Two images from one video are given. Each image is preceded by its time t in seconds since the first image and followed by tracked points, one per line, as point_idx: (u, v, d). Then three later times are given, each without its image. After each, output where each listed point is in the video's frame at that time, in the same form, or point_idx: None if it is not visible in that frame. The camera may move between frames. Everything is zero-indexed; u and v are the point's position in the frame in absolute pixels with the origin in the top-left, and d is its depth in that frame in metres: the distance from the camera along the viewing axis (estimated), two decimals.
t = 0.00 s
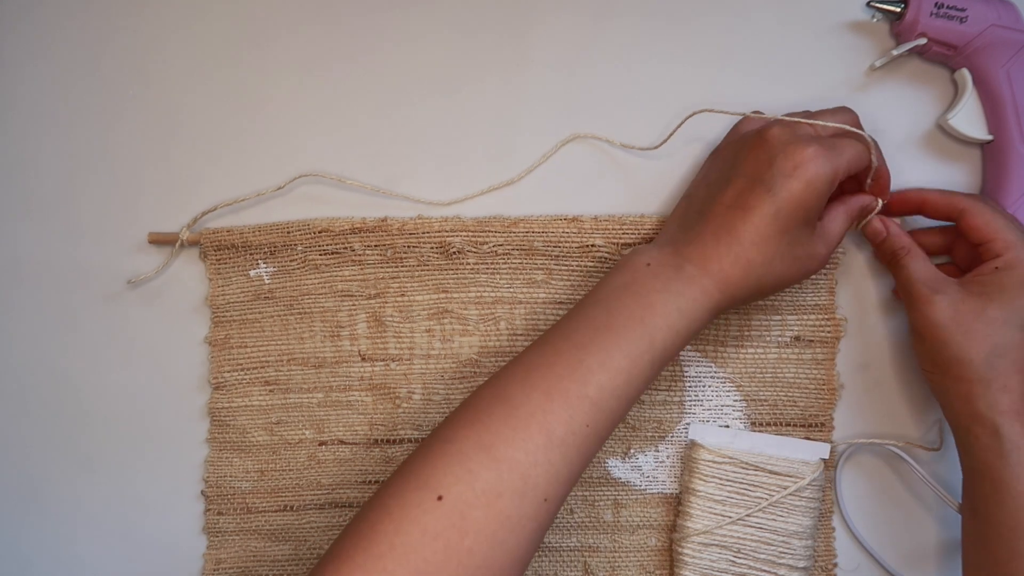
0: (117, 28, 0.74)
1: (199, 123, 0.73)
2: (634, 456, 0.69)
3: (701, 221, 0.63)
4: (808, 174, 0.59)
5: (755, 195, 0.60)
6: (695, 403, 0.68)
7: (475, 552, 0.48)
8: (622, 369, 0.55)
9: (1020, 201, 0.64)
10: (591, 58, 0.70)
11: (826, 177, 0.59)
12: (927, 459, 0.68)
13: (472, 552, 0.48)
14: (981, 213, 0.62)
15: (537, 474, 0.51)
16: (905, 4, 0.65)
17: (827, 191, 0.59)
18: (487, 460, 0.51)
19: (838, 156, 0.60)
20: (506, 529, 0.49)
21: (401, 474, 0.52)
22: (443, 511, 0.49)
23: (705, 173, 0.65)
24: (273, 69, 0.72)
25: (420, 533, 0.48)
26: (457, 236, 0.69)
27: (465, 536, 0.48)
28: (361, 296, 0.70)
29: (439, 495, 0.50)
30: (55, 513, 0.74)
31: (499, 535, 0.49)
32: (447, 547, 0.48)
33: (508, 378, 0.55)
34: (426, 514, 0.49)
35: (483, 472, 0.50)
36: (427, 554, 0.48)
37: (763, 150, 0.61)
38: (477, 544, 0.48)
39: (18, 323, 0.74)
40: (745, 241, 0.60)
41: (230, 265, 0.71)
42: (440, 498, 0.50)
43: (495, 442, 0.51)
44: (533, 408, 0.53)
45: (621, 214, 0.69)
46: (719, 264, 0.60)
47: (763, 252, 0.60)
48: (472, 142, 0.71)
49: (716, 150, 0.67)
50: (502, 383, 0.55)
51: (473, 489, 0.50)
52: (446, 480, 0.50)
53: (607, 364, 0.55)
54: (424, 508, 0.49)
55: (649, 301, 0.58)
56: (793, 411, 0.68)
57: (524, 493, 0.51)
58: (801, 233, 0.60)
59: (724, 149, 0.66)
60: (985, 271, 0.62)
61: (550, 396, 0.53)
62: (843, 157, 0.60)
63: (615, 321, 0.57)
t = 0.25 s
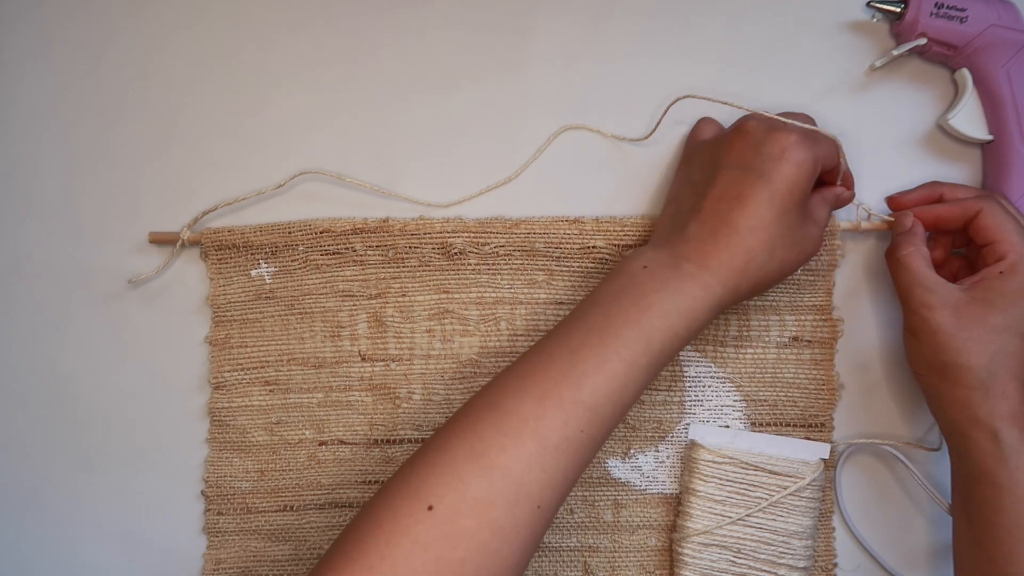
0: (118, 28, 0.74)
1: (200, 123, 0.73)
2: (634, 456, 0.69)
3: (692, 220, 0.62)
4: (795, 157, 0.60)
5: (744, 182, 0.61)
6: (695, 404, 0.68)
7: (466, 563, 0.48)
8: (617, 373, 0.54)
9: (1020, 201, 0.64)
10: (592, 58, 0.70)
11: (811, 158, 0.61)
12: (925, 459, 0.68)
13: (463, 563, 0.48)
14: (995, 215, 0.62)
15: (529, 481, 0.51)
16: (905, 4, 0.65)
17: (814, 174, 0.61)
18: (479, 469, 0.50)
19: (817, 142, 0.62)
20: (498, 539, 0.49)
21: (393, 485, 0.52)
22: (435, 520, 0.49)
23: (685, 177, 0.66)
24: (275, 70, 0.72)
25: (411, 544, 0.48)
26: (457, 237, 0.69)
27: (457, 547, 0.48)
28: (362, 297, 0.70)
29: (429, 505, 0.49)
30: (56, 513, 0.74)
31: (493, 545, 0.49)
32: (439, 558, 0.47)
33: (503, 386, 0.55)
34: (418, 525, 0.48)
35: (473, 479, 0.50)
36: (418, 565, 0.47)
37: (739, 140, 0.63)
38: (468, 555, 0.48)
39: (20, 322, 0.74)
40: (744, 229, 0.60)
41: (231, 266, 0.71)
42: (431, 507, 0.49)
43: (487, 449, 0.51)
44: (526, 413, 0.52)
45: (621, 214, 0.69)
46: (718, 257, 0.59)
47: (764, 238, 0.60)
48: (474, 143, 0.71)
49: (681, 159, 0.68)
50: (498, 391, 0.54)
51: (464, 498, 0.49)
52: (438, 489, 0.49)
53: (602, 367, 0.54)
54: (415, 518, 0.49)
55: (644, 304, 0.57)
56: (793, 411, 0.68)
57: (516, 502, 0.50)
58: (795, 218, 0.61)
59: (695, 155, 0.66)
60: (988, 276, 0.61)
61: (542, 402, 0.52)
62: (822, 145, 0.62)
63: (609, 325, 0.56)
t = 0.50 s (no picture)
0: (116, 28, 0.74)
1: (199, 124, 0.73)
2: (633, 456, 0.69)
3: (741, 221, 0.63)
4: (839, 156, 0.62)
5: (786, 182, 0.62)
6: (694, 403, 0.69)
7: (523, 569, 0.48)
8: (682, 379, 0.55)
9: (1019, 201, 0.64)
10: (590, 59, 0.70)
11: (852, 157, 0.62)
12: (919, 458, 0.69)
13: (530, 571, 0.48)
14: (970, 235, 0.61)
15: (597, 488, 0.51)
16: (905, 4, 0.66)
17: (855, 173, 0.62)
18: (545, 474, 0.51)
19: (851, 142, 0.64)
20: (561, 549, 0.49)
21: (449, 492, 0.52)
22: (501, 528, 0.49)
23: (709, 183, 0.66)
24: (273, 72, 0.72)
25: (475, 552, 0.48)
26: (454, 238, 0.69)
27: (524, 555, 0.49)
28: (359, 297, 0.70)
29: (496, 511, 0.49)
30: (55, 513, 0.74)
31: (556, 554, 0.49)
32: (503, 565, 0.48)
33: (545, 403, 0.55)
34: (484, 532, 0.49)
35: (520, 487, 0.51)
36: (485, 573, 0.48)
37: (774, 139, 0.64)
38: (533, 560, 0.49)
39: (18, 322, 0.74)
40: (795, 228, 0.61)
41: (225, 270, 0.71)
42: (497, 513, 0.49)
43: (552, 457, 0.51)
44: (592, 419, 0.53)
45: (617, 214, 0.69)
46: (769, 259, 0.60)
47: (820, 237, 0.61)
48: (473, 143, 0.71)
49: (702, 166, 0.69)
50: (562, 394, 0.55)
51: (531, 505, 0.50)
52: (503, 495, 0.50)
53: (665, 374, 0.55)
54: (478, 526, 0.49)
55: (706, 311, 0.58)
56: (791, 410, 0.68)
57: (583, 509, 0.51)
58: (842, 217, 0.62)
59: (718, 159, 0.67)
60: (951, 292, 0.62)
61: (606, 408, 0.53)
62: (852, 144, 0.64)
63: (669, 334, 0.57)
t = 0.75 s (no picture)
0: (115, 27, 0.74)
1: (198, 123, 0.73)
2: (634, 456, 0.69)
3: (708, 228, 0.61)
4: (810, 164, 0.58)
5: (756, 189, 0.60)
6: (695, 403, 0.68)
7: None
8: (631, 387, 0.54)
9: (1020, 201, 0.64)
10: (589, 58, 0.70)
11: (827, 165, 0.59)
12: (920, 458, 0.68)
13: None
14: (983, 210, 0.61)
15: (545, 501, 0.50)
16: (905, 4, 0.65)
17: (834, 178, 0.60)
18: (491, 489, 0.49)
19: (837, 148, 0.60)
20: (508, 560, 0.48)
21: (401, 506, 0.51)
22: (442, 544, 0.47)
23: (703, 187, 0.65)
24: (272, 71, 0.72)
25: (419, 566, 0.47)
26: (453, 237, 0.69)
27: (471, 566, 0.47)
28: (358, 297, 0.70)
29: (438, 527, 0.48)
30: (54, 513, 0.74)
31: (503, 566, 0.48)
32: None
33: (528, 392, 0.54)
34: (426, 548, 0.47)
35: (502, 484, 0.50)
36: None
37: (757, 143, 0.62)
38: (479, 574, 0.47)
39: (18, 321, 0.74)
40: (760, 239, 0.59)
41: (228, 265, 0.71)
42: (439, 529, 0.48)
43: (496, 469, 0.50)
44: (536, 430, 0.51)
45: (616, 214, 0.69)
46: (735, 269, 0.58)
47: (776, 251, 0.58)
48: (471, 142, 0.71)
49: (710, 164, 0.66)
50: (513, 405, 0.54)
51: (474, 518, 0.48)
52: (445, 510, 0.49)
53: (611, 383, 0.53)
54: (424, 540, 0.48)
55: (658, 320, 0.56)
56: (792, 410, 0.68)
57: (530, 523, 0.49)
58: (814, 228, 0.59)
59: (719, 161, 0.65)
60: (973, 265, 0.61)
61: (554, 419, 0.52)
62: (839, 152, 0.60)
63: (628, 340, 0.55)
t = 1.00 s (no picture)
0: (115, 27, 0.74)
1: (200, 123, 0.73)
2: (634, 456, 0.69)
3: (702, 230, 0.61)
4: (802, 168, 0.57)
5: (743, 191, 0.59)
6: (695, 403, 0.68)
7: None
8: (602, 389, 0.53)
9: (1020, 201, 0.64)
10: (590, 57, 0.70)
11: (819, 167, 0.57)
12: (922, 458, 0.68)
13: None
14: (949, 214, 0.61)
15: (511, 499, 0.50)
16: (906, 4, 0.65)
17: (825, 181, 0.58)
18: (458, 488, 0.49)
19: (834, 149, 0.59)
20: (475, 562, 0.48)
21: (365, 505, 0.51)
22: (406, 544, 0.48)
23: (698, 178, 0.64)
24: (272, 71, 0.72)
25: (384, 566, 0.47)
26: (453, 238, 0.68)
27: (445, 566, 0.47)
28: (358, 297, 0.70)
29: (402, 527, 0.49)
30: (54, 513, 0.73)
31: (469, 567, 0.48)
32: None
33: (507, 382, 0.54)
34: (388, 550, 0.48)
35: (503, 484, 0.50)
36: None
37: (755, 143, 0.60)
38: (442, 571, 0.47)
39: (19, 321, 0.74)
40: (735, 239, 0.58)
41: (227, 266, 0.71)
42: (404, 530, 0.48)
43: (463, 468, 0.50)
44: (506, 430, 0.51)
45: (616, 214, 0.69)
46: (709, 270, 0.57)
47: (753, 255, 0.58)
48: (472, 142, 0.71)
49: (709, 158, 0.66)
50: (482, 401, 0.54)
51: (439, 519, 0.49)
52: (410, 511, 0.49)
53: (585, 382, 0.53)
54: (390, 540, 0.48)
55: (632, 319, 0.56)
56: (792, 410, 0.68)
57: (495, 521, 0.49)
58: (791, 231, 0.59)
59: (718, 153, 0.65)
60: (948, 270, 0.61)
61: (521, 418, 0.52)
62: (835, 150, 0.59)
63: (601, 338, 0.55)
